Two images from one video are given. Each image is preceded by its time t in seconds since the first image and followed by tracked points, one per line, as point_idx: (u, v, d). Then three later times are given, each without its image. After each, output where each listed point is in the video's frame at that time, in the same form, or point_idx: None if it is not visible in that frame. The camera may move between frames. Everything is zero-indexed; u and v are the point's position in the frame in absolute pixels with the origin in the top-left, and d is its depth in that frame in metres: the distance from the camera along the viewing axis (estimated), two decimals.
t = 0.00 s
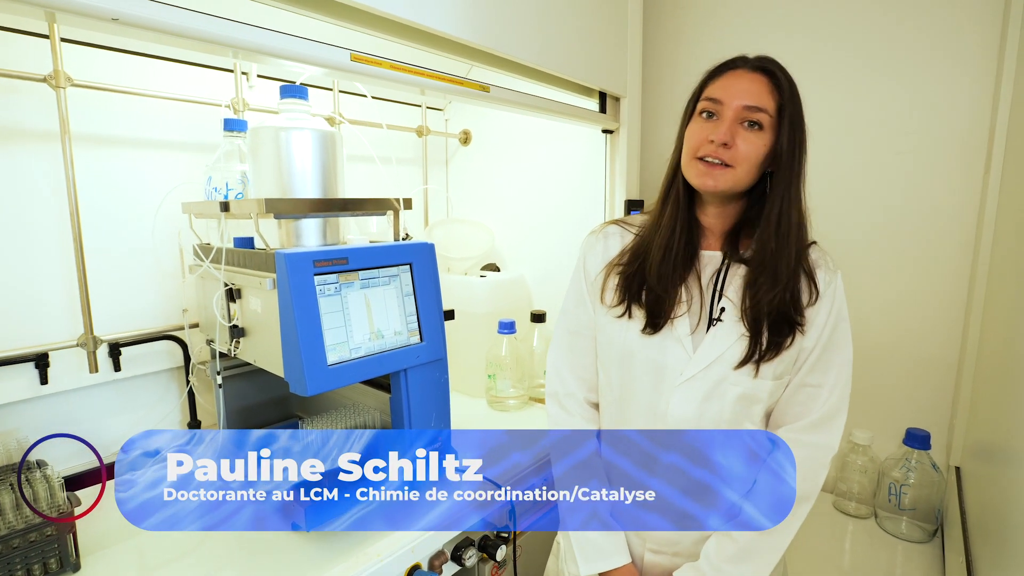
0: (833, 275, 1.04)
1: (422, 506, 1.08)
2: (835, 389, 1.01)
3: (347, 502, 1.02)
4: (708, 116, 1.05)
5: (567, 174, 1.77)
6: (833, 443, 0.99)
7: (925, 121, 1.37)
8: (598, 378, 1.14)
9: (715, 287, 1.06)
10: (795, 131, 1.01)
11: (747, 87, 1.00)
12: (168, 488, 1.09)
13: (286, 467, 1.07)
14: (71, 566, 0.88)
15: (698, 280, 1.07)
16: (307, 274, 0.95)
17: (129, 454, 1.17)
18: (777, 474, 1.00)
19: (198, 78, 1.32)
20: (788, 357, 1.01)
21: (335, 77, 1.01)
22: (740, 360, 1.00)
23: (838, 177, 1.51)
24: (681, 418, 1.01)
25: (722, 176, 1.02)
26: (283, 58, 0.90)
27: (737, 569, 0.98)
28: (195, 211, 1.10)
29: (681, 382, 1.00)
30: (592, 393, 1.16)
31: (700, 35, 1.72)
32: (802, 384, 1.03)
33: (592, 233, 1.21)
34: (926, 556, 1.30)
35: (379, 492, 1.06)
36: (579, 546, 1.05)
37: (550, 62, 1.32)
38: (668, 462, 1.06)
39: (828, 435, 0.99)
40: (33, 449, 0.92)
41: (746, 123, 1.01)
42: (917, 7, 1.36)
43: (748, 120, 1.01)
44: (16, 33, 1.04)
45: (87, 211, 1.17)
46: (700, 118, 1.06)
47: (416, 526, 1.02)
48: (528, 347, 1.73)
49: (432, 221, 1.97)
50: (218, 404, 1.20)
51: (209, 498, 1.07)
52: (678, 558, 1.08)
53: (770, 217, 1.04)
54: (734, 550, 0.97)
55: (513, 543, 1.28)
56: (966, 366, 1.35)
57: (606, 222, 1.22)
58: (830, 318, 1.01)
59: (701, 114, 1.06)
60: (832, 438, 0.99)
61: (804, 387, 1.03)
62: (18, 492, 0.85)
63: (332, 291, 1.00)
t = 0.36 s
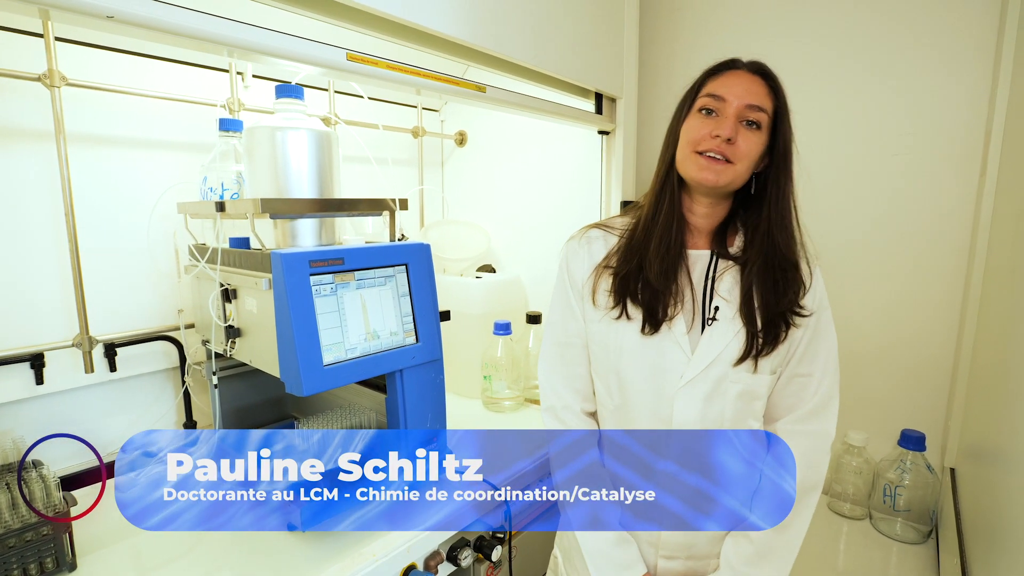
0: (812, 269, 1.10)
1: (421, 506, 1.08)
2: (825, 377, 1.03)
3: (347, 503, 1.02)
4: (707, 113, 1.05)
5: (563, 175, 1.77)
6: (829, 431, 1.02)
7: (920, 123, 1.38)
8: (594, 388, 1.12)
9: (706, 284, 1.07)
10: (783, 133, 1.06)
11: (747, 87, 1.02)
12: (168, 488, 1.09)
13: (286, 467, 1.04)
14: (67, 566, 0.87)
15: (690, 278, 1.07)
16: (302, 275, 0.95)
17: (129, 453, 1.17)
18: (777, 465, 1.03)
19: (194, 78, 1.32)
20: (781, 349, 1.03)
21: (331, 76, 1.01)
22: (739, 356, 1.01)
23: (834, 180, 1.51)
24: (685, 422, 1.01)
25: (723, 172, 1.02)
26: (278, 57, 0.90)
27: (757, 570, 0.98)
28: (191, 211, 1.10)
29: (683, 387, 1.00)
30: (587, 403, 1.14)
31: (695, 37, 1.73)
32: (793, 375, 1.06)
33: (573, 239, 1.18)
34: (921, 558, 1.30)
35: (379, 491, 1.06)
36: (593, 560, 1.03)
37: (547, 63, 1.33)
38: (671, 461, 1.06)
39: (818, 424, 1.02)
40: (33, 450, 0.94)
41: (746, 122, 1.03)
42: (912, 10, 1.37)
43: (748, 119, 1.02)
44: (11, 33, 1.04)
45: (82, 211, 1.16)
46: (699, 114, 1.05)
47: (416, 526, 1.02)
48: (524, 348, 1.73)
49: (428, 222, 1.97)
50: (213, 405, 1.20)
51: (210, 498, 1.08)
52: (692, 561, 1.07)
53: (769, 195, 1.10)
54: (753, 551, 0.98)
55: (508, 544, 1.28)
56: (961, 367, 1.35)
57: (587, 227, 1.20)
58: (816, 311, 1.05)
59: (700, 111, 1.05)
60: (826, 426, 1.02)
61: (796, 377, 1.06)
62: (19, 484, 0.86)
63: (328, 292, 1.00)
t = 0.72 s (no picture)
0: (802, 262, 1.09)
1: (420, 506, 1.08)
2: (819, 373, 1.04)
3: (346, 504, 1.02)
4: (674, 127, 1.05)
5: (561, 176, 1.78)
6: (824, 428, 1.02)
7: (918, 124, 1.38)
8: (594, 389, 1.12)
9: (700, 284, 1.07)
10: (750, 125, 1.06)
11: (707, 92, 1.02)
12: (168, 488, 1.09)
13: (286, 467, 1.04)
14: (66, 566, 0.88)
15: (684, 281, 1.07)
16: (302, 275, 0.96)
17: (130, 454, 1.18)
18: (778, 465, 1.02)
19: (194, 80, 1.33)
20: (774, 337, 1.03)
21: (331, 79, 1.02)
22: (733, 342, 1.01)
23: (831, 181, 1.52)
24: (683, 420, 1.02)
25: (705, 179, 1.03)
26: (280, 61, 0.91)
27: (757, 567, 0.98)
28: (192, 212, 1.11)
29: (681, 385, 1.01)
30: (585, 404, 1.14)
31: (694, 39, 1.74)
32: (788, 371, 1.06)
33: (568, 244, 1.19)
34: (920, 558, 1.30)
35: (380, 492, 1.07)
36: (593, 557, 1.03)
37: (545, 65, 1.33)
38: (672, 462, 1.06)
39: (813, 420, 1.03)
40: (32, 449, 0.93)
41: (713, 125, 1.03)
42: (910, 11, 1.37)
43: (715, 122, 1.03)
44: (13, 35, 1.05)
45: (83, 211, 1.17)
46: (667, 131, 1.06)
47: (415, 525, 1.02)
48: (523, 348, 1.74)
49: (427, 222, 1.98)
50: (214, 405, 1.20)
51: (210, 498, 1.08)
52: (693, 559, 1.07)
53: (739, 194, 1.08)
54: (754, 548, 0.98)
55: (507, 544, 1.28)
56: (960, 367, 1.35)
57: (581, 231, 1.20)
58: (805, 306, 1.05)
59: (666, 127, 1.06)
60: (821, 423, 1.02)
61: (790, 373, 1.06)
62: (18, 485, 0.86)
63: (327, 292, 1.01)
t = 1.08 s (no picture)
0: (811, 266, 1.07)
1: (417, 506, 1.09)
2: (822, 376, 1.03)
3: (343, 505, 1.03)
4: (656, 129, 1.06)
5: (560, 176, 1.79)
6: (821, 433, 1.02)
7: (918, 124, 1.38)
8: (594, 386, 1.13)
9: (701, 287, 1.07)
10: (735, 116, 1.04)
11: (684, 90, 1.03)
12: (167, 487, 1.09)
13: (287, 467, 1.02)
14: (72, 561, 0.89)
15: (687, 283, 1.08)
16: (301, 275, 0.96)
17: (130, 454, 1.18)
18: (778, 465, 1.02)
19: (194, 81, 1.34)
20: (774, 336, 1.02)
21: (330, 80, 1.03)
22: (732, 341, 1.01)
23: (830, 181, 1.52)
24: (680, 419, 1.02)
25: (691, 174, 1.02)
26: (277, 61, 0.91)
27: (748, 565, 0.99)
28: (192, 213, 1.12)
29: (678, 384, 1.01)
30: (583, 400, 1.14)
31: (693, 39, 1.74)
32: (789, 375, 1.05)
33: (574, 242, 1.21)
34: (919, 561, 1.31)
35: (379, 492, 1.08)
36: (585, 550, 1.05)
37: (543, 66, 1.34)
38: (672, 463, 1.06)
39: (811, 425, 1.02)
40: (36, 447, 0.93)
41: (694, 120, 1.03)
42: (911, 10, 1.37)
43: (695, 117, 1.03)
44: (15, 38, 1.06)
45: (85, 212, 1.18)
46: (651, 133, 1.07)
47: (411, 523, 1.03)
48: (521, 349, 1.75)
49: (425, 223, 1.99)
50: (214, 405, 1.22)
51: (209, 498, 1.09)
52: (684, 556, 1.08)
53: (724, 187, 1.06)
54: (745, 546, 0.99)
55: (505, 544, 1.29)
56: (960, 369, 1.35)
57: (587, 231, 1.22)
58: (810, 311, 1.04)
59: (650, 129, 1.07)
60: (819, 427, 1.02)
61: (791, 378, 1.06)
62: (21, 485, 0.85)
63: (326, 292, 1.01)
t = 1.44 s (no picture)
0: (823, 271, 1.04)
1: (416, 505, 1.09)
2: (825, 385, 1.01)
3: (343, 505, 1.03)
4: (662, 129, 1.07)
5: (560, 177, 1.78)
6: (822, 439, 1.00)
7: (920, 124, 1.38)
8: (592, 381, 1.14)
9: (708, 285, 1.07)
10: (741, 112, 1.04)
11: (688, 89, 1.03)
12: (168, 487, 1.09)
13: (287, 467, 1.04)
14: (74, 559, 0.89)
15: (693, 281, 1.08)
16: (301, 275, 0.96)
17: (130, 455, 1.18)
18: (777, 468, 1.00)
19: (193, 81, 1.34)
20: (781, 337, 1.01)
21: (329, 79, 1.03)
22: (735, 338, 1.01)
23: (830, 182, 1.52)
24: (678, 416, 1.02)
25: (697, 172, 1.02)
26: (276, 60, 0.91)
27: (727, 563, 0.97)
28: (191, 213, 1.12)
29: (679, 381, 1.01)
30: (583, 396, 1.16)
31: (693, 39, 1.74)
32: (792, 381, 1.04)
33: (584, 238, 1.22)
34: (919, 563, 1.30)
35: (379, 491, 1.08)
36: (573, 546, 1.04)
37: (544, 66, 1.34)
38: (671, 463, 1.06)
39: (813, 432, 1.00)
40: (36, 448, 0.93)
41: (698, 118, 1.03)
42: (913, 10, 1.37)
43: (700, 115, 1.02)
44: (15, 38, 1.06)
45: (86, 213, 1.19)
46: (656, 133, 1.08)
47: (411, 522, 1.03)
48: (521, 350, 1.75)
49: (425, 224, 1.99)
50: (214, 405, 1.22)
51: (208, 498, 1.09)
52: (673, 556, 1.08)
53: (731, 185, 1.05)
54: (729, 544, 0.97)
55: (504, 544, 1.29)
56: (962, 370, 1.34)
57: (598, 227, 1.23)
58: (820, 312, 1.02)
59: (656, 130, 1.08)
60: (820, 434, 1.00)
61: (794, 384, 1.04)
62: (20, 484, 0.85)
63: (326, 292, 1.01)
